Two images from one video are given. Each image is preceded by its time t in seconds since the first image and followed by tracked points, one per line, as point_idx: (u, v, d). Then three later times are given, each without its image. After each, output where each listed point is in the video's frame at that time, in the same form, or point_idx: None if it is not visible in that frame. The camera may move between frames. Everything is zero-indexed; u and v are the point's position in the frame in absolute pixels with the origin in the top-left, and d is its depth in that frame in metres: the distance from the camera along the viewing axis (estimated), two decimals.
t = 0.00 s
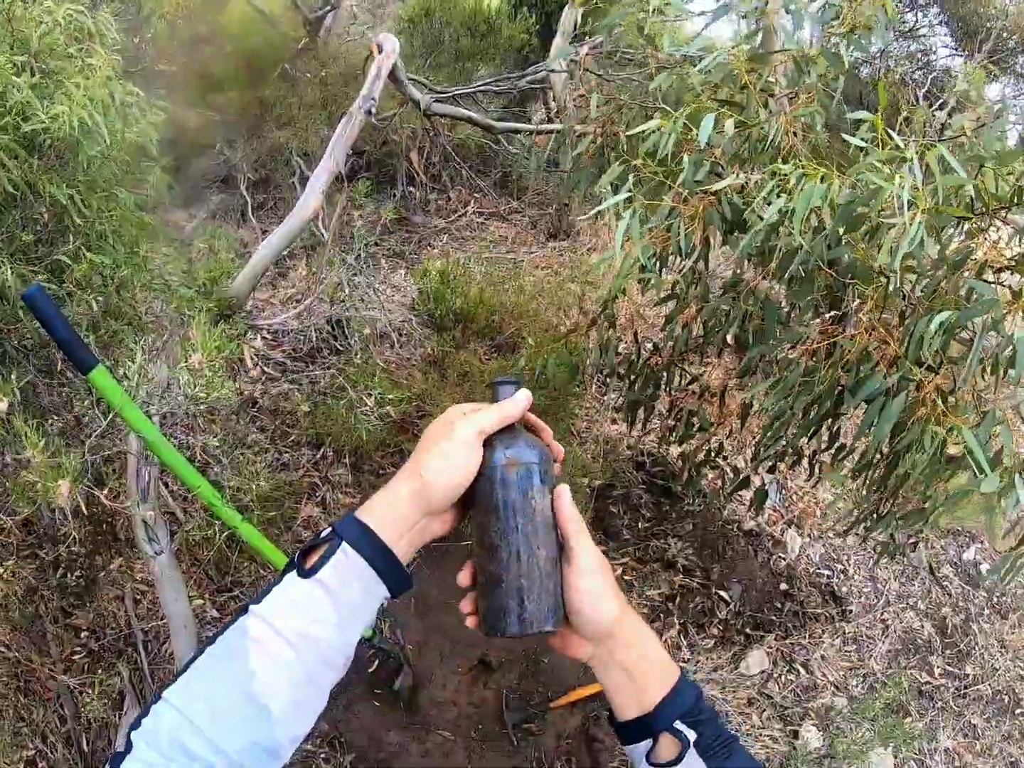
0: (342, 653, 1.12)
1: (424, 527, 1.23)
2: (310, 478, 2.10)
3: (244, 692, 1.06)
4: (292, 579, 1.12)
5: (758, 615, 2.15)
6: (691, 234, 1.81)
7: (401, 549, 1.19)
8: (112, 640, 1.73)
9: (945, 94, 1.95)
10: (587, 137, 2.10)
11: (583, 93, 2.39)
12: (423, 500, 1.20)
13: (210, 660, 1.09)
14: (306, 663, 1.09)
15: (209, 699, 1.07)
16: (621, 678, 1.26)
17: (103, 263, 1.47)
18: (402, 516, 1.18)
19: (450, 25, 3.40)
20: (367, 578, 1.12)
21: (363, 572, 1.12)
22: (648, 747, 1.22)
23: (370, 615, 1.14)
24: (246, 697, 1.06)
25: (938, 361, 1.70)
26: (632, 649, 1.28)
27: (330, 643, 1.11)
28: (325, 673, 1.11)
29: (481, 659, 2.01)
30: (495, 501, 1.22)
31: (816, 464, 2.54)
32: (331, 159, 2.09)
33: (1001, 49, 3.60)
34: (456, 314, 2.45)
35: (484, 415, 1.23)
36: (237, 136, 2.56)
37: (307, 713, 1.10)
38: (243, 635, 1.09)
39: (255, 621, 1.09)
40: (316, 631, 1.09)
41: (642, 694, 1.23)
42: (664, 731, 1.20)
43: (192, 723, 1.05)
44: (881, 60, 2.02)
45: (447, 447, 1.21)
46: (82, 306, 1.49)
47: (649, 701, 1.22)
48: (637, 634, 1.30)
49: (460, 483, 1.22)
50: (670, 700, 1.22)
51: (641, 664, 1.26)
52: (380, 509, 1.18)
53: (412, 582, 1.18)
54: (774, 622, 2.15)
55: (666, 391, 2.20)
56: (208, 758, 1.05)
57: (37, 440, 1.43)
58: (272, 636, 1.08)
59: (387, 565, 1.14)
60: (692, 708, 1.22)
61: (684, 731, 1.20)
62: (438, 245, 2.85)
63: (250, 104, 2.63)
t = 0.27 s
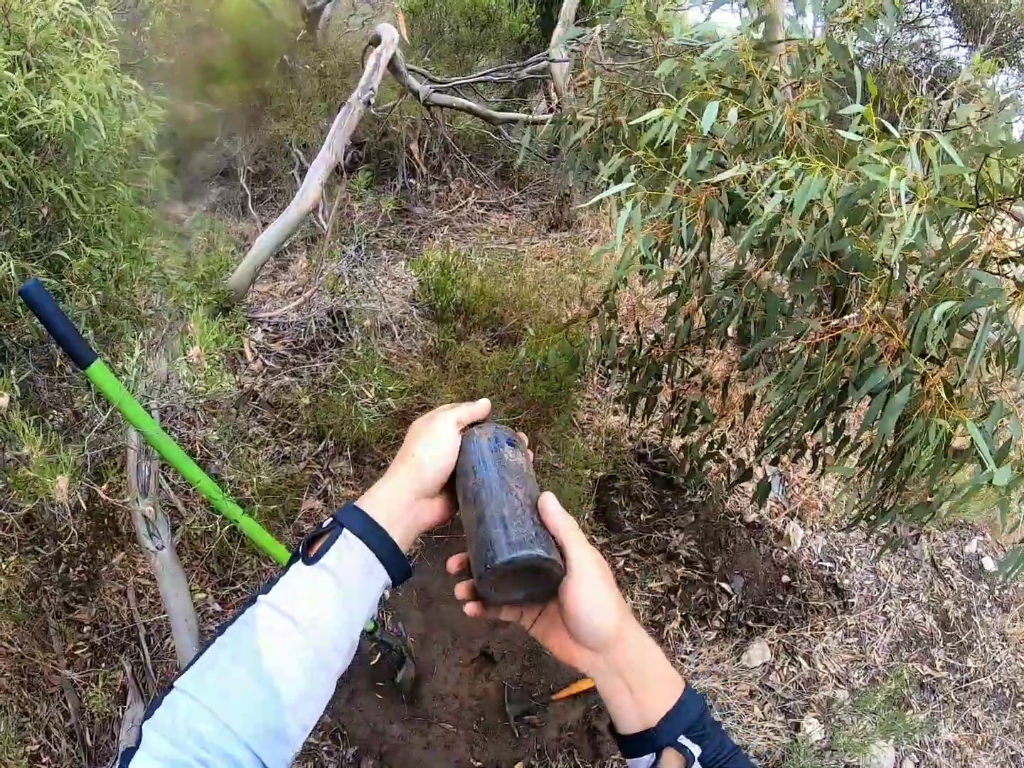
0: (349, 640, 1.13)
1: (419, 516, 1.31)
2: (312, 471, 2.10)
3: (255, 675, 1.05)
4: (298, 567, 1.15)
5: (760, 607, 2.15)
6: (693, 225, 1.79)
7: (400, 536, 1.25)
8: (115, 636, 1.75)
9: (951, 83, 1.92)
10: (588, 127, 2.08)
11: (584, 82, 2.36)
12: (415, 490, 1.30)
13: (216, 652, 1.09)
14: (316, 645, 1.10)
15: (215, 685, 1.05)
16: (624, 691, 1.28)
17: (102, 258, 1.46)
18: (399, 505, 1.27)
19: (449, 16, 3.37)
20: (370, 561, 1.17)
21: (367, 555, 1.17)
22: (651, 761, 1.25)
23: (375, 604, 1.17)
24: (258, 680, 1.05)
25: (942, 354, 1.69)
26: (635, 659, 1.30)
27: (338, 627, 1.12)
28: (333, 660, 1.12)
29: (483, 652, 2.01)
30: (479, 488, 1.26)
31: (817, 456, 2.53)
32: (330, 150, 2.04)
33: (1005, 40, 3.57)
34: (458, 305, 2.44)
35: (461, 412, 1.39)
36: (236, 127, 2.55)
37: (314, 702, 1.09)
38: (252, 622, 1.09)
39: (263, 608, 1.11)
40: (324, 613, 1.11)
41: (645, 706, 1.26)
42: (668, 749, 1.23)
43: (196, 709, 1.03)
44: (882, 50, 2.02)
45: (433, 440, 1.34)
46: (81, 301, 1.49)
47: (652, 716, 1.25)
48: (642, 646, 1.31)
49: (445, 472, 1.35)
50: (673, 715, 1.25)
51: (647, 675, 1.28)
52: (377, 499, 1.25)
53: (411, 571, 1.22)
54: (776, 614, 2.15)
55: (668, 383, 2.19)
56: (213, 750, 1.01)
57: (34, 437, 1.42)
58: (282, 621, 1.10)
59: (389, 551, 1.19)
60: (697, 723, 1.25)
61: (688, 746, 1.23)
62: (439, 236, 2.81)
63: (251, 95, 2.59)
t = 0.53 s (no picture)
0: (350, 644, 1.14)
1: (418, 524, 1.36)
2: (312, 465, 2.10)
3: (264, 679, 1.05)
4: (303, 575, 1.16)
5: (762, 600, 2.14)
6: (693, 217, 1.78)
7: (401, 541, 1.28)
8: (116, 632, 1.73)
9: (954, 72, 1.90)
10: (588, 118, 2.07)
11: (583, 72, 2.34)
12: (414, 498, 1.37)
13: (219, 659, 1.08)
14: (322, 651, 1.10)
15: (222, 689, 1.04)
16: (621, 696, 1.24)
17: (98, 254, 1.46)
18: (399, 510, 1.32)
19: (449, 6, 3.31)
20: (372, 567, 1.19)
21: (368, 561, 1.19)
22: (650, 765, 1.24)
23: (377, 609, 1.19)
24: (267, 684, 1.05)
25: (944, 346, 1.67)
26: (629, 659, 1.24)
27: (342, 630, 1.13)
28: (336, 664, 1.12)
29: (485, 645, 2.02)
30: (476, 460, 1.32)
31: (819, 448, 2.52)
32: (327, 141, 2.02)
33: (1009, 30, 3.52)
34: (458, 298, 2.43)
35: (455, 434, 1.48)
36: (235, 121, 2.54)
37: (318, 708, 1.09)
38: (258, 629, 1.09)
39: (270, 615, 1.11)
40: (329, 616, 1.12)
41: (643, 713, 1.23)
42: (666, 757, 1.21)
43: (206, 711, 1.01)
44: (884, 41, 2.00)
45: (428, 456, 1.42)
46: (79, 298, 1.49)
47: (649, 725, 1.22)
48: (640, 646, 1.25)
49: (438, 484, 1.42)
50: (672, 722, 1.21)
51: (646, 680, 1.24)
52: (377, 509, 1.29)
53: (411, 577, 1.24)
54: (778, 607, 2.14)
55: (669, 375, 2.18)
56: (224, 751, 1.00)
57: (32, 434, 1.43)
58: (289, 627, 1.10)
59: (392, 559, 1.21)
60: (697, 729, 1.22)
61: (686, 753, 1.21)
62: (439, 229, 2.79)
63: (249, 90, 2.58)
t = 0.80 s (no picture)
0: (358, 667, 1.15)
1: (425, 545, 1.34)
2: (314, 462, 2.10)
3: (271, 703, 1.08)
4: (311, 598, 1.17)
5: (766, 592, 2.13)
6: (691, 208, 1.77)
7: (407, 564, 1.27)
8: (121, 632, 1.75)
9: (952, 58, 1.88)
10: (584, 109, 2.05)
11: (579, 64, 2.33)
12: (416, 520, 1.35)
13: (228, 679, 1.11)
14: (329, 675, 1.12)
15: (232, 709, 1.08)
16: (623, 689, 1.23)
17: (94, 254, 1.46)
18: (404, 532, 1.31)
19: None
20: (378, 591, 1.19)
21: (374, 585, 1.19)
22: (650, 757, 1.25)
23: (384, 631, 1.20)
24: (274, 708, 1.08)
25: (946, 335, 1.66)
26: (631, 655, 1.21)
27: (347, 655, 1.14)
28: (343, 686, 1.14)
29: (488, 640, 2.02)
30: (468, 465, 1.30)
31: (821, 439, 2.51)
32: (321, 137, 1.99)
33: (1009, 17, 3.49)
34: (457, 292, 2.42)
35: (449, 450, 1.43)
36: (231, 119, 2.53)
37: (325, 728, 1.12)
38: (267, 652, 1.12)
39: (279, 637, 1.13)
40: (333, 642, 1.14)
41: (645, 708, 1.22)
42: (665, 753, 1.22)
43: (214, 733, 1.05)
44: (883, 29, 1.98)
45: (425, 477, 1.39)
46: (76, 298, 1.49)
47: (648, 721, 1.22)
48: (641, 643, 1.22)
49: (441, 504, 1.40)
50: (671, 719, 1.21)
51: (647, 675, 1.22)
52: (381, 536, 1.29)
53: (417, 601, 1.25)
54: (781, 598, 2.13)
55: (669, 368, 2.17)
56: None
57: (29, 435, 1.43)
58: (296, 650, 1.12)
59: (398, 584, 1.21)
60: (696, 726, 1.22)
61: (684, 750, 1.22)
62: (437, 223, 2.78)
63: (246, 87, 2.55)
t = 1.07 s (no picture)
0: (361, 686, 1.16)
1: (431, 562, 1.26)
2: (317, 463, 2.10)
3: (277, 724, 1.09)
4: (314, 620, 1.17)
5: (774, 578, 2.12)
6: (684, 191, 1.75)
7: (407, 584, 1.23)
8: (131, 639, 1.76)
9: (946, 32, 1.85)
10: (574, 98, 2.03)
11: (569, 53, 2.31)
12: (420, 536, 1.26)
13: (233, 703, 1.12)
14: (333, 695, 1.13)
15: (240, 729, 1.08)
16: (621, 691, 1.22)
17: (87, 263, 1.47)
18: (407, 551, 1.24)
19: None
20: (378, 611, 1.19)
21: (372, 606, 1.18)
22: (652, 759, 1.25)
23: (388, 651, 1.19)
24: (280, 729, 1.09)
25: (948, 313, 1.63)
26: (625, 658, 1.20)
27: (349, 673, 1.15)
28: (348, 705, 1.14)
29: (497, 635, 2.01)
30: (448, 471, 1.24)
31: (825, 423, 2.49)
32: (310, 136, 1.93)
33: None
34: (455, 288, 2.42)
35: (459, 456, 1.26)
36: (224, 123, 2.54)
37: (330, 748, 1.12)
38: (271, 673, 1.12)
39: (283, 659, 1.14)
40: (334, 663, 1.14)
41: (645, 709, 1.22)
42: (670, 756, 1.22)
43: (223, 754, 1.06)
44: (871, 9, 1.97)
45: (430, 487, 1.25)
46: (72, 306, 1.50)
47: (651, 723, 1.22)
48: (637, 646, 1.21)
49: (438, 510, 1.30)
50: (674, 724, 1.21)
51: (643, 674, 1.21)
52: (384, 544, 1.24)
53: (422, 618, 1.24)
54: (790, 585, 2.12)
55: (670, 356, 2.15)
56: None
57: (25, 447, 1.41)
58: (300, 671, 1.13)
59: (400, 603, 1.20)
60: (701, 730, 1.22)
61: (688, 753, 1.22)
62: (434, 219, 2.78)
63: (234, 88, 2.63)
